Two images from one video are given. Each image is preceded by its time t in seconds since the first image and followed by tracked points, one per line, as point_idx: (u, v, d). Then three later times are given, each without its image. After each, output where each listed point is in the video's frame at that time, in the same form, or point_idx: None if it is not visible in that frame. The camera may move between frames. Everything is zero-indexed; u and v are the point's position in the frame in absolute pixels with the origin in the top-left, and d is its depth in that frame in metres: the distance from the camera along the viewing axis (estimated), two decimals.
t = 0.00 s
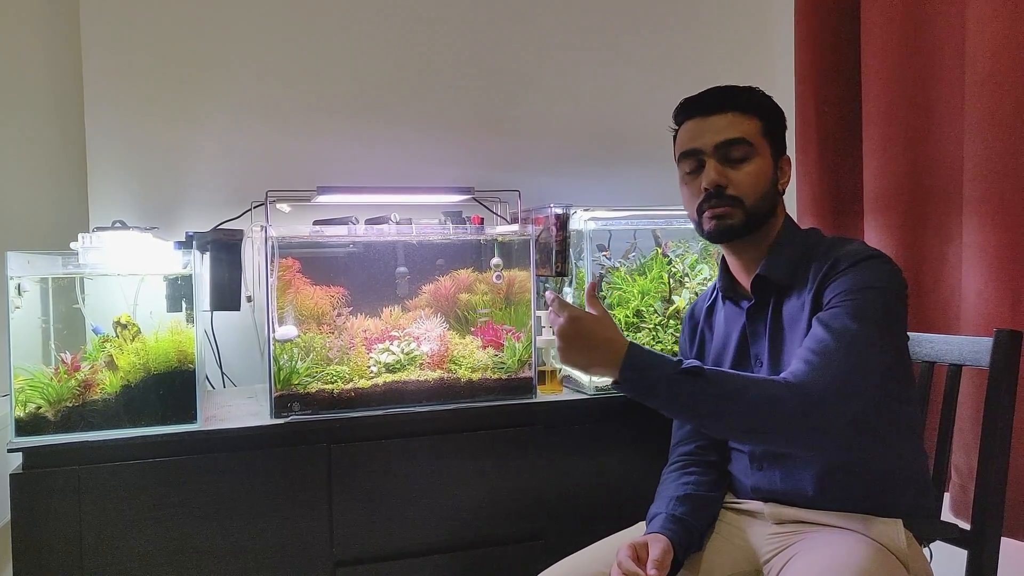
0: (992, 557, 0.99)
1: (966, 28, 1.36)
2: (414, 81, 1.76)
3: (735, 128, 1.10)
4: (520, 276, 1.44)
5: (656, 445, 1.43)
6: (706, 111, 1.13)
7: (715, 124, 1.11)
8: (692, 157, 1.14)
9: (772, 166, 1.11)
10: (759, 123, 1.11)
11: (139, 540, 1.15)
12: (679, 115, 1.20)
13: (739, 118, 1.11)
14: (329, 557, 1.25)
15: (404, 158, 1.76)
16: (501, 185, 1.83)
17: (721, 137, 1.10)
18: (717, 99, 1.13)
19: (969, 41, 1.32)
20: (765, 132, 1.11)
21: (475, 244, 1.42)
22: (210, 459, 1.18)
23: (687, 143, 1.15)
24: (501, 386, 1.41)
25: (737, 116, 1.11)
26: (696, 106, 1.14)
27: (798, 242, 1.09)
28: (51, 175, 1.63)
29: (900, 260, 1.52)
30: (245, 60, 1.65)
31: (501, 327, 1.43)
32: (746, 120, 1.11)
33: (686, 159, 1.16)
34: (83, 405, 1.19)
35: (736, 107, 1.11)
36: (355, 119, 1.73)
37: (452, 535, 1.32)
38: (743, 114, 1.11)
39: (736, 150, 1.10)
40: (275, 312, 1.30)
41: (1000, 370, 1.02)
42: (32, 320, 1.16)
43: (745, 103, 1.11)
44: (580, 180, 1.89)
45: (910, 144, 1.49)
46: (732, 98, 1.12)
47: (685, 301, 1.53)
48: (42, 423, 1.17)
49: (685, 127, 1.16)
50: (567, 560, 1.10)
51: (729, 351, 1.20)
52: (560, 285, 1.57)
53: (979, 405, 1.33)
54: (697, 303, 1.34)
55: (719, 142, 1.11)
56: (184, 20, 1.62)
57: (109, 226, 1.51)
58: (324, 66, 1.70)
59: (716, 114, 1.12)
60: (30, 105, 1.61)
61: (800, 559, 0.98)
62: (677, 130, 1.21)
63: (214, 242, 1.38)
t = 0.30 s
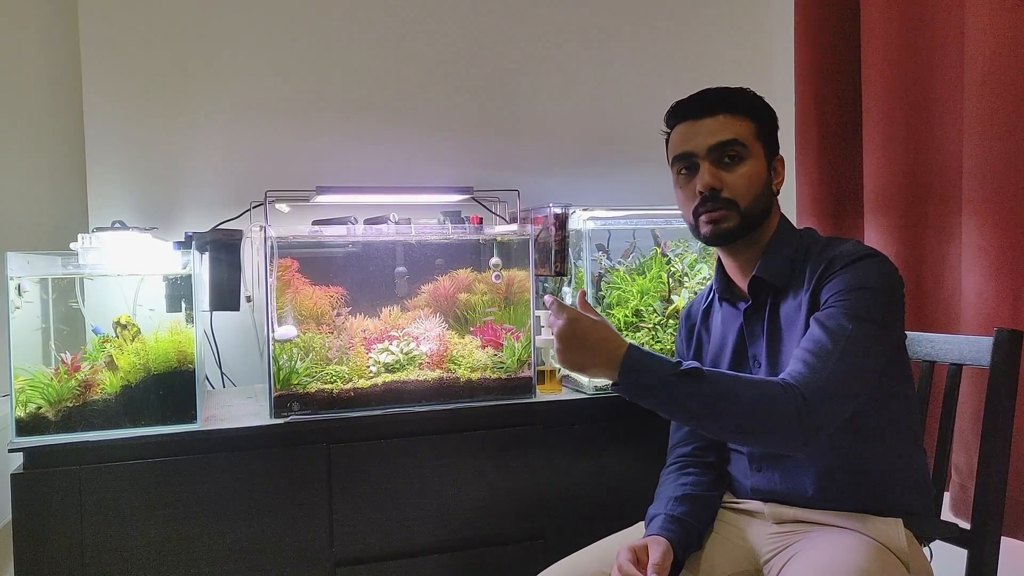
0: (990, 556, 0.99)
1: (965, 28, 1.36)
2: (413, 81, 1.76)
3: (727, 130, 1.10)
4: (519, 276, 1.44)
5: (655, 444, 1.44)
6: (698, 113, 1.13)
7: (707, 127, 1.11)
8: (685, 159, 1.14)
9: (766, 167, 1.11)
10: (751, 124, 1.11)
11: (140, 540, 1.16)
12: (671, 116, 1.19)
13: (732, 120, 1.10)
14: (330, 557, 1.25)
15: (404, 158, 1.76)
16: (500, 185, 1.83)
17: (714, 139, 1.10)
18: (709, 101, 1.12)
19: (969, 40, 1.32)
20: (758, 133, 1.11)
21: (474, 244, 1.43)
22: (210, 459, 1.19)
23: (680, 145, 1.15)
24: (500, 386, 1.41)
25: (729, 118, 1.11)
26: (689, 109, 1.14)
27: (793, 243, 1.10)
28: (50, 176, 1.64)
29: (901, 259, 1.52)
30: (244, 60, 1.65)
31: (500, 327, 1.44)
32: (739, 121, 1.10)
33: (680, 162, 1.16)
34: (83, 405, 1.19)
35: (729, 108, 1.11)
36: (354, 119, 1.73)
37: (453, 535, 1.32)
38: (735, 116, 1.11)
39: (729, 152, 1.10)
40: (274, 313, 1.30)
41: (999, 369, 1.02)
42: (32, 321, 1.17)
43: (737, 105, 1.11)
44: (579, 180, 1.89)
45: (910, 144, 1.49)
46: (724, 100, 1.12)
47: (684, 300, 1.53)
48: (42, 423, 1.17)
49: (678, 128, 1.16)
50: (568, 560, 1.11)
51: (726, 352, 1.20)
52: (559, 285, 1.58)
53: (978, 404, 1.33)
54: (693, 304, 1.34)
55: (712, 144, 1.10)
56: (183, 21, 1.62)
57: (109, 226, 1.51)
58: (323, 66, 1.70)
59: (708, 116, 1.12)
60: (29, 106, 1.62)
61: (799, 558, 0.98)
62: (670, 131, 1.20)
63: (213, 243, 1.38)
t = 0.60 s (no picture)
0: (991, 556, 0.99)
1: (966, 27, 1.36)
2: (413, 80, 1.76)
3: (727, 130, 1.10)
4: (519, 275, 1.44)
5: (655, 443, 1.44)
6: (698, 114, 1.13)
7: (706, 127, 1.11)
8: (685, 160, 1.14)
9: (766, 166, 1.11)
10: (751, 124, 1.11)
11: (140, 538, 1.16)
12: (670, 117, 1.19)
13: (731, 120, 1.10)
14: (330, 556, 1.25)
15: (404, 157, 1.76)
16: (501, 184, 1.83)
17: (713, 139, 1.10)
18: (709, 101, 1.12)
19: (970, 39, 1.32)
20: (757, 133, 1.11)
21: (474, 243, 1.42)
22: (210, 457, 1.19)
23: (679, 146, 1.15)
24: (499, 385, 1.41)
25: (729, 118, 1.11)
26: (688, 109, 1.14)
27: (794, 242, 1.10)
28: (51, 175, 1.64)
29: (901, 260, 1.52)
30: (244, 58, 1.65)
31: (500, 326, 1.44)
32: (738, 121, 1.10)
33: (680, 162, 1.16)
34: (83, 404, 1.20)
35: (729, 109, 1.11)
36: (354, 118, 1.73)
37: (453, 534, 1.32)
38: (735, 116, 1.11)
39: (729, 152, 1.10)
40: (274, 311, 1.30)
41: (999, 369, 1.02)
42: (31, 319, 1.16)
43: (736, 105, 1.11)
44: (579, 179, 1.89)
45: (910, 143, 1.49)
46: (724, 100, 1.12)
47: (684, 300, 1.53)
48: (42, 422, 1.17)
49: (677, 129, 1.16)
50: (567, 559, 1.11)
51: (727, 351, 1.20)
52: (559, 283, 1.58)
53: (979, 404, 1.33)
54: (693, 304, 1.34)
55: (712, 144, 1.10)
56: (183, 19, 1.62)
57: (109, 225, 1.51)
58: (323, 65, 1.70)
59: (707, 117, 1.12)
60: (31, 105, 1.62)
61: (799, 558, 0.98)
62: (669, 132, 1.20)
63: (213, 241, 1.38)
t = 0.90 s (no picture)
0: (990, 554, 0.99)
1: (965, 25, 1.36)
2: (412, 78, 1.76)
3: (713, 130, 1.11)
4: (519, 273, 1.45)
5: (655, 442, 1.44)
6: (685, 116, 1.14)
7: (694, 128, 1.12)
8: (675, 161, 1.15)
9: (756, 164, 1.12)
10: (738, 123, 1.12)
11: (140, 537, 1.16)
12: (659, 121, 1.20)
13: (718, 119, 1.12)
14: (330, 554, 1.25)
15: (404, 155, 1.76)
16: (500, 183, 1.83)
17: (701, 139, 1.11)
18: (696, 102, 1.14)
19: (971, 37, 1.31)
20: (745, 131, 1.12)
21: (474, 242, 1.43)
22: (210, 456, 1.19)
23: (669, 148, 1.16)
24: (498, 384, 1.41)
25: (716, 117, 1.12)
26: (675, 112, 1.16)
27: (791, 242, 1.10)
28: (50, 173, 1.64)
29: (901, 258, 1.52)
30: (243, 57, 1.65)
31: (500, 325, 1.44)
32: (725, 120, 1.11)
33: (670, 164, 1.16)
34: (83, 403, 1.19)
35: (715, 108, 1.12)
36: (354, 117, 1.73)
37: (453, 533, 1.32)
38: (722, 115, 1.12)
39: (717, 151, 1.11)
40: (275, 310, 1.31)
41: (999, 366, 1.02)
42: (31, 317, 1.16)
43: (723, 104, 1.12)
44: (579, 177, 1.89)
45: (910, 141, 1.49)
46: (710, 100, 1.13)
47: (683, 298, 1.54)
48: (42, 420, 1.17)
49: (666, 132, 1.17)
50: (567, 558, 1.10)
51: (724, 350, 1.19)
52: (559, 281, 1.59)
53: (979, 402, 1.33)
54: (690, 303, 1.34)
55: (700, 144, 1.12)
56: (182, 18, 1.62)
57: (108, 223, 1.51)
58: (323, 64, 1.70)
59: (693, 118, 1.13)
60: (30, 104, 1.62)
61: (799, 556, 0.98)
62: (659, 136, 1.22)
63: (213, 240, 1.38)
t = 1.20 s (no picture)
0: (990, 552, 0.99)
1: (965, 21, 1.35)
2: (412, 77, 1.76)
3: (731, 124, 1.11)
4: (519, 272, 1.45)
5: (656, 440, 1.44)
6: (703, 108, 1.14)
7: (712, 122, 1.12)
8: (691, 154, 1.15)
9: (772, 160, 1.11)
10: (756, 117, 1.11)
11: (140, 535, 1.16)
12: (675, 113, 1.20)
13: (737, 113, 1.11)
14: (330, 553, 1.25)
15: (404, 154, 1.76)
16: (500, 182, 1.83)
17: (718, 133, 1.11)
18: (713, 96, 1.13)
19: (969, 35, 1.31)
20: (763, 126, 1.11)
21: (474, 241, 1.43)
22: (210, 455, 1.19)
23: (685, 141, 1.15)
24: (498, 382, 1.41)
25: (733, 111, 1.11)
26: (693, 105, 1.15)
27: (800, 240, 1.09)
28: (50, 172, 1.64)
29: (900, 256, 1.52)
30: (243, 56, 1.65)
31: (500, 324, 1.44)
32: (744, 115, 1.11)
33: (686, 157, 1.16)
34: (83, 401, 1.19)
35: (734, 103, 1.12)
36: (354, 115, 1.72)
37: (452, 531, 1.32)
38: (740, 110, 1.11)
39: (735, 145, 1.10)
40: (275, 308, 1.31)
41: (1000, 365, 1.02)
42: (30, 316, 1.16)
43: (741, 99, 1.12)
44: (579, 176, 1.89)
45: (910, 138, 1.49)
46: (728, 94, 1.12)
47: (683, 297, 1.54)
48: (41, 419, 1.17)
49: (682, 125, 1.17)
50: (569, 557, 1.10)
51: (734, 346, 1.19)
52: (558, 280, 1.59)
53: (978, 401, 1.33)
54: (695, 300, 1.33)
55: (718, 138, 1.11)
56: (182, 16, 1.61)
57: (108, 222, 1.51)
58: (323, 62, 1.70)
59: (711, 111, 1.13)
60: (31, 102, 1.62)
61: (802, 554, 0.98)
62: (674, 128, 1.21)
63: (213, 239, 1.38)
